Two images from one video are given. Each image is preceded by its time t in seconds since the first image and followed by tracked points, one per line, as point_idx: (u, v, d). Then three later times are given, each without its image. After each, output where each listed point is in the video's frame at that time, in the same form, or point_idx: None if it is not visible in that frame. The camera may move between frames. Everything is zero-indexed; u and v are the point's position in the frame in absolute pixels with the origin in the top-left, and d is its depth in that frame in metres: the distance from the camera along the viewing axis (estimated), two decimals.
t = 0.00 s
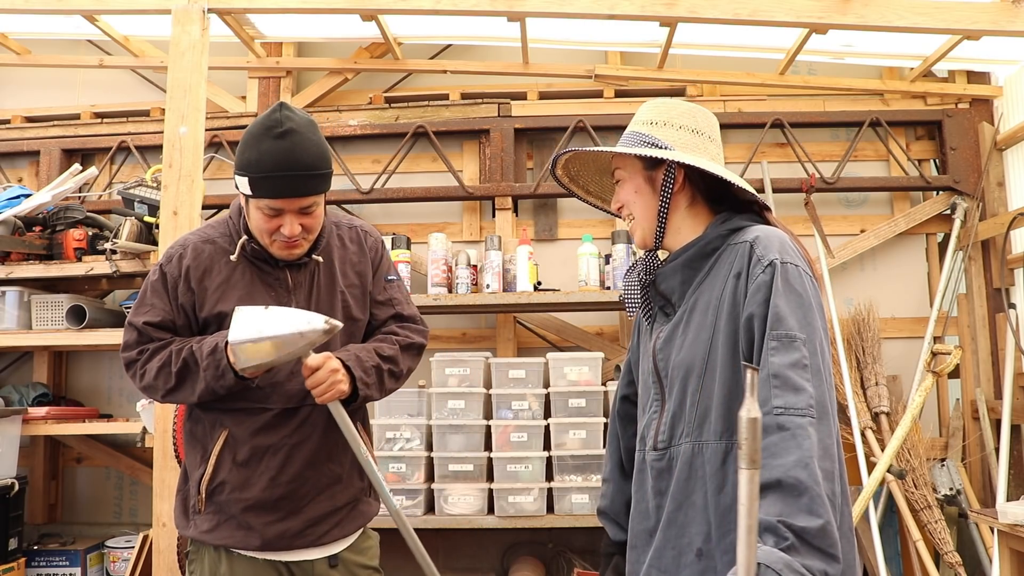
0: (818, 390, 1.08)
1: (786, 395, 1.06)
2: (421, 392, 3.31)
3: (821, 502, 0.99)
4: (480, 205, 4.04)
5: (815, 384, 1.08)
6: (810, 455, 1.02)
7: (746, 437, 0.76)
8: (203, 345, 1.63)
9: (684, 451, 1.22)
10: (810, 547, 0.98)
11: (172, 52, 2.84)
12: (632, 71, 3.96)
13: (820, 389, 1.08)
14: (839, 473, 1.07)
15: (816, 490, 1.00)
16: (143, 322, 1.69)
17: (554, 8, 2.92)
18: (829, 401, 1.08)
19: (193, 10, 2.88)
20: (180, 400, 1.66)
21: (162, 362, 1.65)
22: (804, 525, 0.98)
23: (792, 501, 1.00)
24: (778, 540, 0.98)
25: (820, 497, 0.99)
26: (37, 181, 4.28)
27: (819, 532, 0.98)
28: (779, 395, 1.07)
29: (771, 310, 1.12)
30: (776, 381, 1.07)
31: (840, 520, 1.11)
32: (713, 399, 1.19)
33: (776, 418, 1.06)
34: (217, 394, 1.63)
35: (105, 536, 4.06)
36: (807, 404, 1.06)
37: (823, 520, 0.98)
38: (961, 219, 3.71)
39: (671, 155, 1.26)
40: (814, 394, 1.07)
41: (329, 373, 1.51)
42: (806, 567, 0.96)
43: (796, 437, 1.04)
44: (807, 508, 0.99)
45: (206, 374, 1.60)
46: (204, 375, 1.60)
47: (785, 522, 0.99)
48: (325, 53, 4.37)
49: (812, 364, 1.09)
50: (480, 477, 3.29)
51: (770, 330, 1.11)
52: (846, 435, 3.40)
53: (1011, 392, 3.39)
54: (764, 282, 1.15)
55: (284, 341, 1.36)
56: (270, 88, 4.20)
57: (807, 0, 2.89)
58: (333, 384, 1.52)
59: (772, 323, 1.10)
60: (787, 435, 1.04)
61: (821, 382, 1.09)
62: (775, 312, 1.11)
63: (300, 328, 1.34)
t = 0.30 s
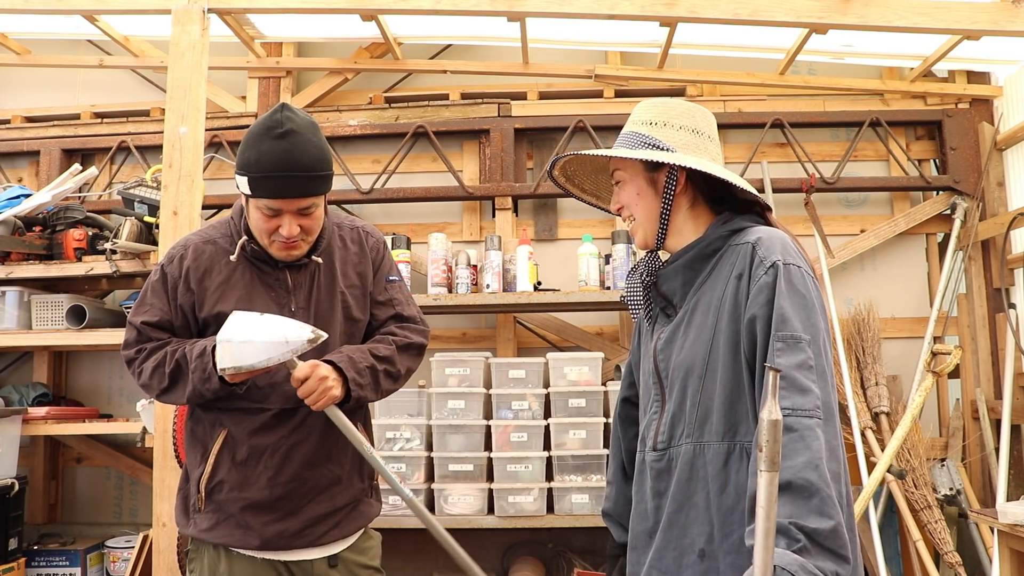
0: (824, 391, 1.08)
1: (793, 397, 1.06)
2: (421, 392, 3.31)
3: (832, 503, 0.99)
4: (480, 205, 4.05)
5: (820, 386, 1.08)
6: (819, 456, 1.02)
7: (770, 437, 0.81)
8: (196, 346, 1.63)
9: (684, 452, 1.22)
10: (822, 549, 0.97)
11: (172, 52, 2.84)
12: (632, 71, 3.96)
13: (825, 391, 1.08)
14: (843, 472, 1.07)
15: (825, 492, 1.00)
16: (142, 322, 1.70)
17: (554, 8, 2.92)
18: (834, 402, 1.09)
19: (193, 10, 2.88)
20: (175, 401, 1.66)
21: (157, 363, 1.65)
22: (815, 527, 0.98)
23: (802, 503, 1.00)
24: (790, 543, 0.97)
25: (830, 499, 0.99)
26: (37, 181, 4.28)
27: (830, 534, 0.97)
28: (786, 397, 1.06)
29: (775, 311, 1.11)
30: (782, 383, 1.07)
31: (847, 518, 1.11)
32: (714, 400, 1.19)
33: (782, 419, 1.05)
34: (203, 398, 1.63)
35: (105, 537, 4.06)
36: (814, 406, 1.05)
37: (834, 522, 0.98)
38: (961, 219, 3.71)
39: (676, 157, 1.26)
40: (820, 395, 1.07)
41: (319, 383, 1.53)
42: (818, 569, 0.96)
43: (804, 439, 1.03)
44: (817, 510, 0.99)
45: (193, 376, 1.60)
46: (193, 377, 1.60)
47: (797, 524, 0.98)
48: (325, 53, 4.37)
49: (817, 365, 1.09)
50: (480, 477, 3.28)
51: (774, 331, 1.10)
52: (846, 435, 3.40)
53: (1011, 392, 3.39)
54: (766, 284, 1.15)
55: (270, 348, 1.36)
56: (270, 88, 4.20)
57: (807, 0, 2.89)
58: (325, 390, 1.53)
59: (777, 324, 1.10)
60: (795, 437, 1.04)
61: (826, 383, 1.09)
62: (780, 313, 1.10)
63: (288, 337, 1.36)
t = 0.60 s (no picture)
0: (826, 393, 1.08)
1: (795, 399, 1.06)
2: (421, 392, 3.31)
3: (833, 508, 0.99)
4: (480, 205, 4.05)
5: (822, 388, 1.08)
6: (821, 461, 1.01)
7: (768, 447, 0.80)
8: (196, 352, 1.63)
9: (685, 454, 1.22)
10: (823, 556, 0.98)
11: (172, 52, 2.84)
12: (632, 71, 3.96)
13: (827, 393, 1.08)
14: (846, 476, 1.07)
15: (827, 497, 1.00)
16: (143, 323, 1.71)
17: (554, 8, 2.92)
18: (837, 405, 1.08)
19: (193, 10, 2.88)
20: (175, 404, 1.66)
21: (158, 366, 1.65)
22: (817, 533, 0.98)
23: (804, 509, 1.00)
24: (790, 550, 0.98)
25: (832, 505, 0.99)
26: (37, 181, 4.28)
27: (832, 541, 0.98)
28: (788, 400, 1.06)
29: (776, 311, 1.11)
30: (785, 386, 1.07)
31: (848, 523, 1.11)
32: (715, 402, 1.20)
33: (785, 423, 1.05)
34: (203, 403, 1.63)
35: (105, 537, 4.05)
36: (816, 409, 1.05)
37: (835, 529, 0.98)
38: (961, 219, 3.72)
39: (680, 156, 1.26)
40: (822, 398, 1.07)
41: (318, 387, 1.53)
42: None
43: (805, 443, 1.03)
44: (819, 516, 0.99)
45: (194, 383, 1.60)
46: (194, 383, 1.60)
47: (797, 531, 0.99)
48: (325, 53, 4.37)
49: (819, 367, 1.09)
50: (480, 477, 3.28)
51: (777, 332, 1.10)
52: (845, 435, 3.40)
53: (1011, 392, 3.39)
54: (768, 283, 1.15)
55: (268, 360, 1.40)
56: (270, 88, 4.20)
57: (807, 0, 2.89)
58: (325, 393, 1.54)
59: (778, 325, 1.10)
60: (797, 440, 1.04)
61: (828, 385, 1.09)
62: (781, 314, 1.10)
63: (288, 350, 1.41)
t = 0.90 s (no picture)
0: (837, 403, 1.07)
1: (804, 409, 1.06)
2: (421, 392, 3.31)
3: (840, 525, 0.99)
4: (480, 205, 4.05)
5: (834, 398, 1.08)
6: (828, 474, 1.01)
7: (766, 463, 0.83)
8: (196, 355, 1.63)
9: (689, 459, 1.23)
10: (826, 573, 0.98)
11: (172, 52, 2.84)
12: (633, 71, 3.96)
13: (839, 404, 1.08)
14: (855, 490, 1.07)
15: (834, 513, 0.99)
16: (142, 324, 1.71)
17: (554, 8, 2.92)
18: (847, 414, 1.08)
19: (193, 10, 2.88)
20: (175, 406, 1.66)
21: (158, 368, 1.65)
22: (821, 550, 0.98)
23: (809, 524, 1.00)
24: (792, 565, 0.98)
25: (839, 521, 0.99)
26: (37, 181, 4.28)
27: (836, 558, 0.97)
28: (797, 409, 1.06)
29: (788, 316, 1.11)
30: (794, 394, 1.06)
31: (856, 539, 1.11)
32: (721, 406, 1.20)
33: (793, 432, 1.05)
34: (204, 406, 1.63)
35: (105, 537, 4.05)
36: (825, 420, 1.05)
37: (840, 546, 0.98)
38: (961, 219, 3.72)
39: (689, 153, 1.25)
40: (833, 407, 1.06)
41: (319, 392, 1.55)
42: None
43: (813, 455, 1.03)
44: (824, 532, 0.99)
45: (194, 387, 1.60)
46: (194, 386, 1.61)
47: (800, 547, 0.98)
48: (325, 53, 4.37)
49: (831, 375, 1.08)
50: (481, 477, 3.28)
51: (788, 337, 1.10)
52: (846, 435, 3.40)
53: (1011, 392, 3.39)
54: (780, 286, 1.14)
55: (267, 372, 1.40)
56: (270, 88, 4.20)
57: (807, 0, 2.89)
58: (327, 397, 1.56)
59: (790, 330, 1.10)
60: (805, 452, 1.03)
61: (841, 396, 1.08)
62: (793, 320, 1.10)
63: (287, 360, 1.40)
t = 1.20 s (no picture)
0: (851, 419, 1.05)
1: (817, 425, 1.03)
2: (421, 392, 3.31)
3: (851, 549, 0.97)
4: (480, 205, 4.05)
5: (848, 414, 1.06)
6: (840, 496, 0.99)
7: (774, 491, 0.82)
8: (197, 356, 1.64)
9: (698, 471, 1.22)
10: None
11: (172, 52, 2.84)
12: (633, 71, 3.96)
13: (853, 419, 1.06)
14: (868, 511, 1.05)
15: (845, 537, 0.98)
16: (141, 325, 1.71)
17: (554, 8, 2.92)
18: (862, 430, 1.06)
19: (193, 10, 2.88)
20: (175, 407, 1.66)
21: (158, 369, 1.65)
22: None
23: (819, 546, 0.98)
24: None
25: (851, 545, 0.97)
26: (37, 181, 4.28)
27: None
28: (809, 425, 1.04)
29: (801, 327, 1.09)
30: (807, 410, 1.05)
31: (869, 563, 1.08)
32: (732, 418, 1.19)
33: (805, 450, 1.03)
34: (204, 407, 1.64)
35: (105, 537, 4.05)
36: (839, 437, 1.03)
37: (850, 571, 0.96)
38: (961, 219, 3.72)
39: (691, 150, 1.25)
40: (847, 422, 1.04)
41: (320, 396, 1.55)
42: None
43: (826, 474, 1.01)
44: (835, 557, 0.97)
45: (195, 388, 1.61)
46: (195, 387, 1.61)
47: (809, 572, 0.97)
48: (325, 53, 4.37)
49: (846, 389, 1.06)
50: (480, 477, 3.28)
51: (801, 349, 1.08)
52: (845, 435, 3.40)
53: (1011, 392, 3.39)
54: (793, 295, 1.13)
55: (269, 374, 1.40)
56: (270, 88, 4.20)
57: (807, 0, 2.89)
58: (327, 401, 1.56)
59: (803, 342, 1.08)
60: (816, 471, 1.01)
61: (855, 410, 1.06)
62: (807, 331, 1.08)
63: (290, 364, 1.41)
